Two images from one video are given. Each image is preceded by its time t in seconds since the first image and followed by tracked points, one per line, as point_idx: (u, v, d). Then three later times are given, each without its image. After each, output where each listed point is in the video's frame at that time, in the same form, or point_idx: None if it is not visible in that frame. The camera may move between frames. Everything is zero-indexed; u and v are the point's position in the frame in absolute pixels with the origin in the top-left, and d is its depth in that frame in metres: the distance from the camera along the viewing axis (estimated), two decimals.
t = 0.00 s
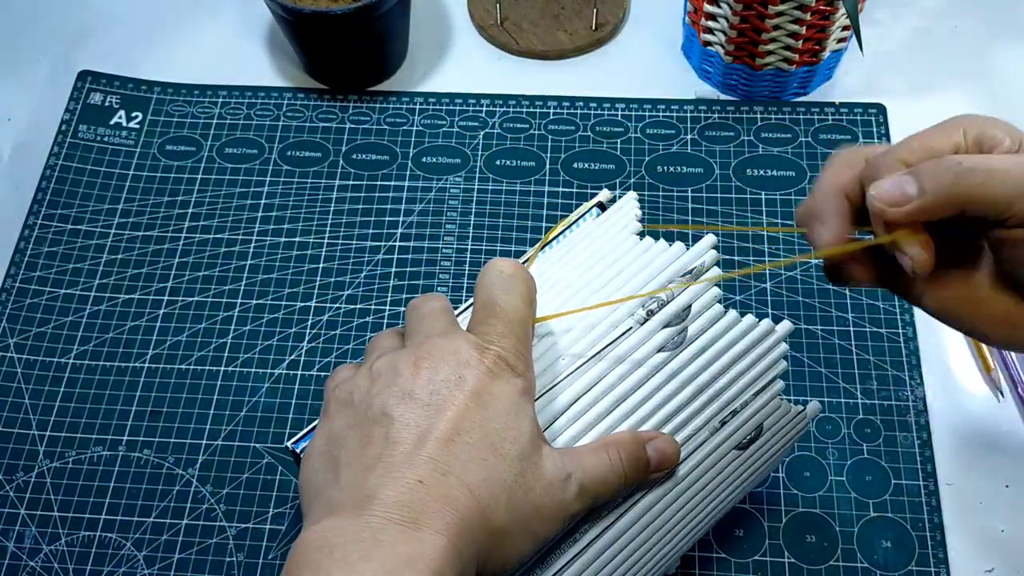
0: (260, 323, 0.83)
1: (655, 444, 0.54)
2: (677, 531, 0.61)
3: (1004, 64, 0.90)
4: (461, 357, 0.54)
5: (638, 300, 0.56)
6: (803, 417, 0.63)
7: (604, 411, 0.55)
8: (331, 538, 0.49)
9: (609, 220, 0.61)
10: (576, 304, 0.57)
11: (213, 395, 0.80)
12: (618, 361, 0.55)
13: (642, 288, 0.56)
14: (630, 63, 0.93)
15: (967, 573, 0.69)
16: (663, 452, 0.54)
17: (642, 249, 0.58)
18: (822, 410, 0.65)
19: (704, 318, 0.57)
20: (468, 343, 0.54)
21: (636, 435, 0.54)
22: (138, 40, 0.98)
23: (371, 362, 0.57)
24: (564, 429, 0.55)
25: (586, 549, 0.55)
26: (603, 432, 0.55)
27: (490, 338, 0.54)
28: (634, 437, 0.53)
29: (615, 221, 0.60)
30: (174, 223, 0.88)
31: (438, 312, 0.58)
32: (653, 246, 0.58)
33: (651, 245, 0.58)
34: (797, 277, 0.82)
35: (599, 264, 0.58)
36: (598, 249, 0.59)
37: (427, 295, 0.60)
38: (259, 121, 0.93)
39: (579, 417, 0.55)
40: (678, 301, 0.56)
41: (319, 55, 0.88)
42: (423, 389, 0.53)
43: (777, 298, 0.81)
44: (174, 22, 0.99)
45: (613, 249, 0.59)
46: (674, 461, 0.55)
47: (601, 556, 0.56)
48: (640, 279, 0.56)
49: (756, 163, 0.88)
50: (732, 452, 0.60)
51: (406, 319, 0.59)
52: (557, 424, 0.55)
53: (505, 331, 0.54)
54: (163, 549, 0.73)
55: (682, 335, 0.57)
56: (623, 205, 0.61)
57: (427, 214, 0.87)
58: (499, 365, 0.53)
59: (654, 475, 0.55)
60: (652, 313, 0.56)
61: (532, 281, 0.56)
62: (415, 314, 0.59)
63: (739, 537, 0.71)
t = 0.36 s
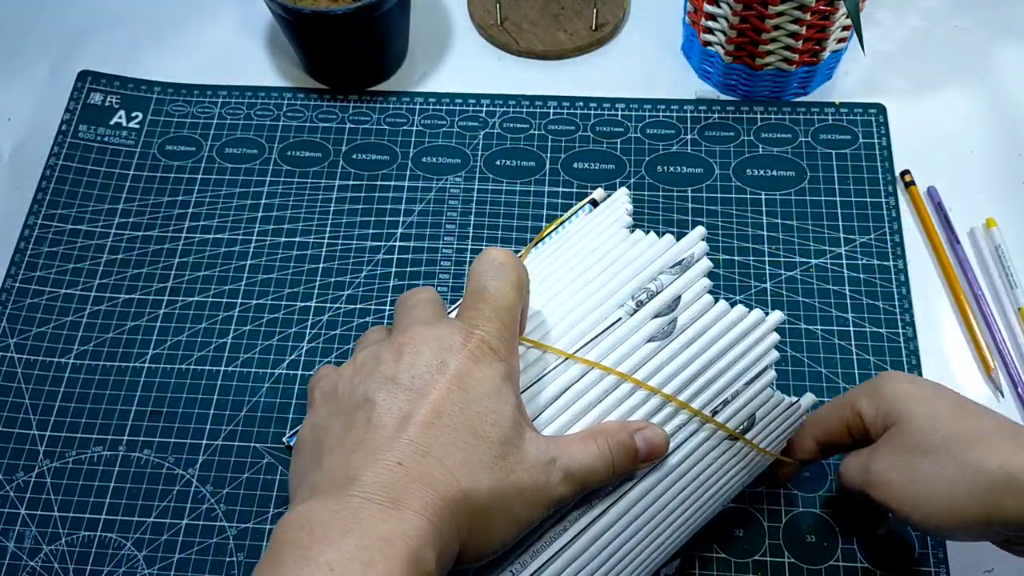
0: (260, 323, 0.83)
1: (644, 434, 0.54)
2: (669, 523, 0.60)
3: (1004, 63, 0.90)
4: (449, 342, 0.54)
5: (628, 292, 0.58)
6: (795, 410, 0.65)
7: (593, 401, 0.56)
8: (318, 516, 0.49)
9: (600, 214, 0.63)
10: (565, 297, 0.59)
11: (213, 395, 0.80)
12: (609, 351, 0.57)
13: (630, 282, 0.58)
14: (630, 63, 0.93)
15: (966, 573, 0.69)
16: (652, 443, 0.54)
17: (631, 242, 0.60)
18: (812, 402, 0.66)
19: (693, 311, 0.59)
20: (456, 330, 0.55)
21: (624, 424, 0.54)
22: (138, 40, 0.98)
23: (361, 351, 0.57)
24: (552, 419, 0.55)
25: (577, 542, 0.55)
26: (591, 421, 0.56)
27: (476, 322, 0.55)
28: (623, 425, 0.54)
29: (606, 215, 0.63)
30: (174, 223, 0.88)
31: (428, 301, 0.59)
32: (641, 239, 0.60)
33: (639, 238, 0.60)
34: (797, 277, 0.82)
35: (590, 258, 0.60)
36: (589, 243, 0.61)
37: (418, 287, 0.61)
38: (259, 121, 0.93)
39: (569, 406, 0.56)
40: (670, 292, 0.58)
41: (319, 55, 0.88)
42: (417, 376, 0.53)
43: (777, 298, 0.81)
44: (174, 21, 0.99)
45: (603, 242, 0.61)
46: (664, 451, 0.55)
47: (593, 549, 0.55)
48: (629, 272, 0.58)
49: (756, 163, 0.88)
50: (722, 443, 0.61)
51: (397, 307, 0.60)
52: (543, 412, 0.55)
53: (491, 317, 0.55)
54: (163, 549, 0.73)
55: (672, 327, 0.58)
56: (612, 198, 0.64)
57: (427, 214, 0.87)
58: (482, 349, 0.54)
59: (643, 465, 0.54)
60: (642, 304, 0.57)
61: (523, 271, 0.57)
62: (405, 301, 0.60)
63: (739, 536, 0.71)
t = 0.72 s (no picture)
0: (260, 323, 0.83)
1: (616, 403, 0.53)
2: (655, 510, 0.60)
3: (1004, 63, 0.90)
4: (417, 311, 0.55)
5: (598, 271, 0.57)
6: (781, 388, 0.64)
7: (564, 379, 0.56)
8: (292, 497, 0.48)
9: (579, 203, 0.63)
10: (537, 282, 0.59)
11: (213, 394, 0.80)
12: (583, 330, 0.56)
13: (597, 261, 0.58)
14: (631, 63, 0.93)
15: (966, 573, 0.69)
16: (624, 411, 0.53)
17: (602, 227, 0.60)
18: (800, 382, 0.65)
19: (668, 288, 0.58)
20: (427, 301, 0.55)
21: (596, 394, 0.53)
22: (138, 40, 0.98)
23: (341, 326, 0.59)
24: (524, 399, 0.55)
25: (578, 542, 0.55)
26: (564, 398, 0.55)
27: (443, 291, 0.55)
28: (595, 395, 0.53)
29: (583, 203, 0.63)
30: (174, 223, 0.88)
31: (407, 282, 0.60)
32: (611, 223, 0.60)
33: (611, 222, 0.60)
34: (797, 276, 0.82)
35: (563, 244, 0.60)
36: (564, 231, 0.62)
37: (401, 275, 0.64)
38: (259, 121, 0.93)
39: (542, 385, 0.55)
40: (643, 269, 0.58)
41: (319, 55, 0.88)
42: (385, 345, 0.54)
43: (777, 298, 0.81)
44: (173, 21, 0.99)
45: (579, 228, 0.61)
46: (638, 421, 0.54)
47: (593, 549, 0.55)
48: (597, 254, 0.58)
49: (756, 163, 0.88)
50: (705, 419, 0.59)
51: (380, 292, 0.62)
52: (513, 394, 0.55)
53: (456, 284, 0.55)
54: (163, 549, 0.73)
55: (645, 302, 0.57)
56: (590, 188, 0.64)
57: (427, 214, 0.87)
58: (448, 319, 0.54)
59: (616, 435, 0.54)
60: (617, 282, 0.57)
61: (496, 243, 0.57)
62: (391, 287, 0.61)
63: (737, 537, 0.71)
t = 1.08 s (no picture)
0: (260, 323, 0.83)
1: (597, 455, 0.51)
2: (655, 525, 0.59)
3: (1004, 64, 0.90)
4: (381, 376, 0.53)
5: (575, 299, 0.55)
6: (777, 411, 0.63)
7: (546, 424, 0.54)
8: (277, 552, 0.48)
9: (562, 216, 0.60)
10: (513, 309, 0.57)
11: (213, 395, 0.80)
12: (565, 370, 0.54)
13: (573, 287, 0.56)
14: (631, 63, 0.93)
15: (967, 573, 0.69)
16: (606, 465, 0.51)
17: (581, 245, 0.57)
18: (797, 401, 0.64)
19: (657, 321, 0.56)
20: (388, 360, 0.54)
21: (573, 446, 0.52)
22: (138, 40, 0.98)
23: (308, 377, 0.58)
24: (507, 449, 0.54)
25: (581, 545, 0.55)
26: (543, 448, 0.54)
27: (407, 351, 0.53)
28: (572, 448, 0.52)
29: (567, 217, 0.60)
30: (174, 223, 0.88)
31: (370, 317, 0.58)
32: (591, 242, 0.57)
33: (592, 241, 0.57)
34: (797, 277, 0.82)
35: (541, 264, 0.58)
36: (545, 246, 0.59)
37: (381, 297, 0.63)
38: (259, 121, 0.93)
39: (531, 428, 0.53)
40: (626, 299, 0.55)
41: (319, 55, 0.88)
42: (345, 418, 0.53)
43: (777, 298, 0.81)
44: (173, 22, 0.99)
45: (561, 246, 0.58)
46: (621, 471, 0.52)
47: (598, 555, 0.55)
48: (576, 278, 0.56)
49: (756, 163, 0.88)
50: (698, 453, 0.58)
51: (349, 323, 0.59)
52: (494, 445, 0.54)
53: (416, 347, 0.53)
54: (163, 549, 0.73)
55: (632, 335, 0.55)
56: (573, 198, 0.61)
57: (427, 214, 0.87)
58: (411, 383, 0.53)
59: (599, 486, 0.52)
60: (601, 313, 0.55)
61: (463, 291, 0.54)
62: (359, 316, 0.59)
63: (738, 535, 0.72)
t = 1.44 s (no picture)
0: (260, 323, 0.83)
1: (624, 501, 0.49)
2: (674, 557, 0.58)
3: (1005, 64, 0.90)
4: (414, 410, 0.50)
5: (610, 333, 0.52)
6: (806, 455, 0.58)
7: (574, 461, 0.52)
8: None
9: (601, 242, 0.56)
10: (549, 340, 0.54)
11: (213, 394, 0.80)
12: (596, 409, 0.52)
13: (610, 322, 0.53)
14: (631, 63, 0.93)
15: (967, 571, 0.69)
16: (633, 509, 0.49)
17: (621, 275, 0.54)
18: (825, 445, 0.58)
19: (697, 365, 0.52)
20: (422, 392, 0.51)
21: (603, 491, 0.49)
22: (138, 41, 0.98)
23: (336, 398, 0.54)
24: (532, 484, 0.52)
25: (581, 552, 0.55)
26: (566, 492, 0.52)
27: (444, 386, 0.50)
28: (599, 493, 0.49)
29: (606, 242, 0.56)
30: (174, 223, 0.88)
31: (404, 339, 0.55)
32: (633, 272, 0.54)
33: (634, 271, 0.54)
34: (797, 277, 0.82)
35: (578, 293, 0.55)
36: (582, 273, 0.55)
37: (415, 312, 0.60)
38: (259, 121, 0.93)
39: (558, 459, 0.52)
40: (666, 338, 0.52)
41: (319, 55, 0.88)
42: (378, 452, 0.50)
43: (777, 298, 0.81)
44: (173, 22, 0.99)
45: (597, 277, 0.55)
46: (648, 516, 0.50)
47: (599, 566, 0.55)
48: (614, 311, 0.53)
49: (756, 163, 0.88)
50: (725, 496, 0.56)
51: (378, 342, 0.56)
52: (519, 477, 0.52)
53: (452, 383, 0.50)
54: (163, 549, 0.73)
55: (668, 376, 0.52)
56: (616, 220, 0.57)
57: (427, 214, 0.87)
58: (446, 422, 0.50)
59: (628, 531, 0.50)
60: (638, 352, 0.52)
61: (502, 322, 0.52)
62: (392, 333, 0.56)
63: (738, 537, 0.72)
